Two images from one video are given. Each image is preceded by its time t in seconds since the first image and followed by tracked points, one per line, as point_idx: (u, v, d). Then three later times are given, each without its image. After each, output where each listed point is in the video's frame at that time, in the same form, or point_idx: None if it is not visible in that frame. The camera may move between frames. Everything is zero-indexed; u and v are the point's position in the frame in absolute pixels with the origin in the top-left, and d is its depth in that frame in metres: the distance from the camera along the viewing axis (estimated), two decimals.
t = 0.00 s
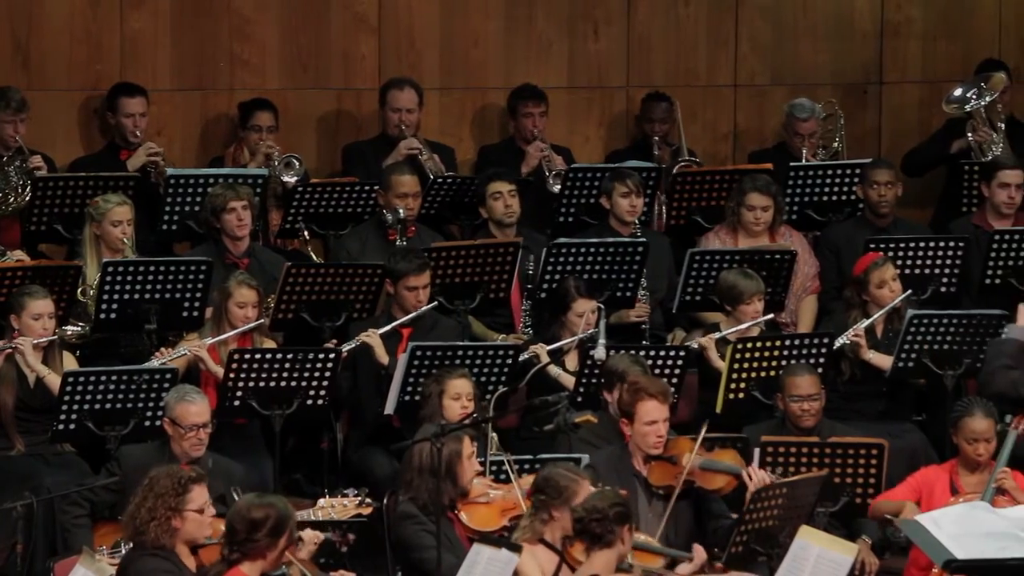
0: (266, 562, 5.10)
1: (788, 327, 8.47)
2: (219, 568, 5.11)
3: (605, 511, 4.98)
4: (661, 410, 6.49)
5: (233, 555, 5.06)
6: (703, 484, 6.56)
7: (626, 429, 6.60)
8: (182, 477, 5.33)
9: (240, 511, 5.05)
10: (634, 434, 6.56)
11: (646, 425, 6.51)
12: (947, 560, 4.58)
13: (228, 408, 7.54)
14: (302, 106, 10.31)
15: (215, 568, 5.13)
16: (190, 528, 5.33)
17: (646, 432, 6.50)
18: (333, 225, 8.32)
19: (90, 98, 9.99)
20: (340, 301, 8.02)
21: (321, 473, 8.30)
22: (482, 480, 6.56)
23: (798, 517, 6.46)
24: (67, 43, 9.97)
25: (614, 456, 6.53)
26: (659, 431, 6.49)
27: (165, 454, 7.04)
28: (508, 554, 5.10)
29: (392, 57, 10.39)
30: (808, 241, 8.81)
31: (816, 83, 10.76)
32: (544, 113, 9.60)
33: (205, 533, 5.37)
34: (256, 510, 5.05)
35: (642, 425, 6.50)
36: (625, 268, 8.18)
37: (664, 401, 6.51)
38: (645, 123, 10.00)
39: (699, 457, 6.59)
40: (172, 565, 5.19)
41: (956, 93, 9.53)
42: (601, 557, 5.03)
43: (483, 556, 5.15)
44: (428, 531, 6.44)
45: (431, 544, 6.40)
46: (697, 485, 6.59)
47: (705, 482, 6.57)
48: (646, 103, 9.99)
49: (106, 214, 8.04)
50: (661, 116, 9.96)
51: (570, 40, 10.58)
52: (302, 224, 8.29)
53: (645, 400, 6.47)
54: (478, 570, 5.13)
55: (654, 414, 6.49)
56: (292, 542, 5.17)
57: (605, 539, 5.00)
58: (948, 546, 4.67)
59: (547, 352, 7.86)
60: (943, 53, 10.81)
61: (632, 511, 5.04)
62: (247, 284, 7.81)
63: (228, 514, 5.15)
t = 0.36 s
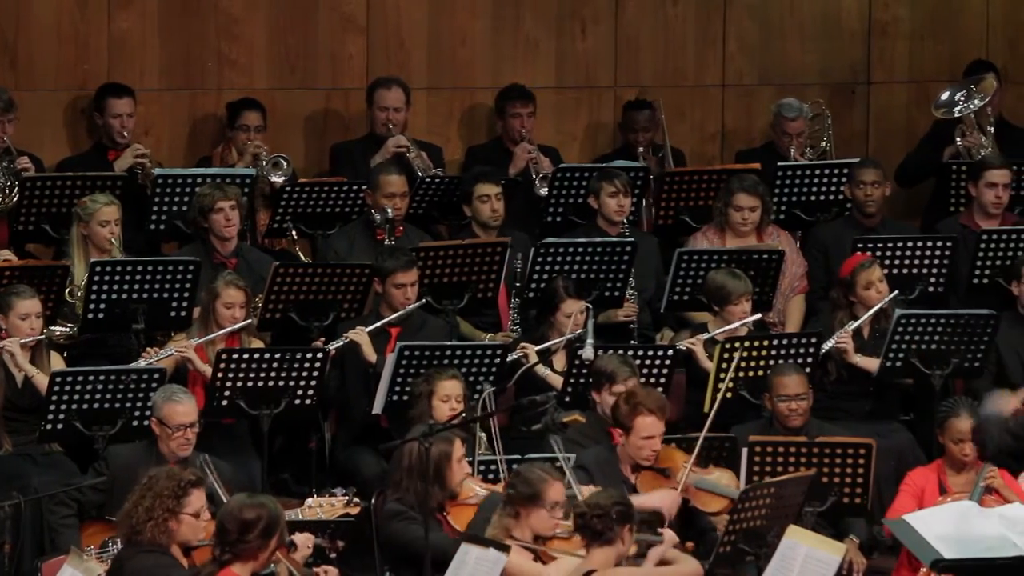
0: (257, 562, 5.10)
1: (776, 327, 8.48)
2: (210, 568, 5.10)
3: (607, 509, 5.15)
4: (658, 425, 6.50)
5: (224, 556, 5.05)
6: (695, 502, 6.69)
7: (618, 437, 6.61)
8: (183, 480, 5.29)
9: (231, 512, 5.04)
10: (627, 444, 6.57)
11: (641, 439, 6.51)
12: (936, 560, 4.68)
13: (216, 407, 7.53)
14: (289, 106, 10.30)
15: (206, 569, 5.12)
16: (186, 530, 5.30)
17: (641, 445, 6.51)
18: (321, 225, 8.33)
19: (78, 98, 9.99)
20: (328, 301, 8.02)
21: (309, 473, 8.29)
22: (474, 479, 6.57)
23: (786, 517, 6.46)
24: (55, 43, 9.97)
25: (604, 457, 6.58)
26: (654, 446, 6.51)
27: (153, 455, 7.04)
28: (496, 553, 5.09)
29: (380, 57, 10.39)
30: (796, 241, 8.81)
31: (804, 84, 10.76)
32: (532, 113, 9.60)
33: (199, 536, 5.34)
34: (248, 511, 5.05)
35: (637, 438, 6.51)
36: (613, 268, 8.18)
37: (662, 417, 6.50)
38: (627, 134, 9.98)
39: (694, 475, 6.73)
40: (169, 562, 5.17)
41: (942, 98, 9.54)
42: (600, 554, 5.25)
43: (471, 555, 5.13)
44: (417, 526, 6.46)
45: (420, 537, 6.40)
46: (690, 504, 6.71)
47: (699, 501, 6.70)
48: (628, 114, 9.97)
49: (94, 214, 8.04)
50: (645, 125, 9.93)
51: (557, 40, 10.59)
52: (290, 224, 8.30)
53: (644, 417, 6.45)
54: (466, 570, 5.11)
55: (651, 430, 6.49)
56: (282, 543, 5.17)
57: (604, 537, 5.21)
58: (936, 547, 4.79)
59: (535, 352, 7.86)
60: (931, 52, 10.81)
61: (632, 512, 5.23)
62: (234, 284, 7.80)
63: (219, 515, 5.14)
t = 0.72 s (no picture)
0: (243, 563, 5.10)
1: (765, 328, 8.49)
2: (198, 569, 5.10)
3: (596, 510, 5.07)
4: (640, 413, 6.47)
5: (212, 557, 5.06)
6: (681, 488, 6.73)
7: (602, 429, 6.56)
8: (162, 481, 5.30)
9: (218, 513, 5.04)
10: (611, 435, 6.53)
11: (624, 427, 6.48)
12: (925, 560, 4.66)
13: (205, 408, 7.53)
14: (279, 107, 10.30)
15: (194, 570, 5.12)
16: (168, 529, 5.30)
17: (625, 433, 6.48)
18: (310, 225, 8.33)
19: (68, 99, 9.98)
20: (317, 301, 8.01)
21: (298, 473, 8.29)
22: (461, 480, 6.59)
23: (775, 517, 6.48)
24: (44, 44, 9.96)
25: (590, 454, 6.58)
26: (637, 434, 6.48)
27: (142, 455, 7.05)
28: (484, 553, 5.10)
29: (369, 58, 10.39)
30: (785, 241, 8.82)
31: (793, 85, 10.77)
32: (522, 114, 9.60)
33: (181, 534, 5.34)
34: (235, 512, 5.05)
35: (620, 427, 6.48)
36: (602, 269, 8.18)
37: (644, 404, 6.49)
38: (625, 130, 9.99)
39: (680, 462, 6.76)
40: (155, 565, 5.17)
41: (932, 97, 9.50)
42: (592, 553, 5.18)
43: (459, 556, 5.15)
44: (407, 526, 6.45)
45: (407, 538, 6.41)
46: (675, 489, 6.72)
47: (683, 486, 6.73)
48: (625, 111, 9.98)
49: (82, 214, 8.04)
50: (641, 123, 9.93)
51: (546, 41, 10.59)
52: (279, 224, 8.30)
53: (625, 404, 6.44)
54: (454, 570, 5.14)
55: (634, 417, 6.47)
56: (269, 544, 5.17)
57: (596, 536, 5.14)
58: (925, 547, 4.75)
59: (524, 352, 7.86)
60: (920, 52, 10.82)
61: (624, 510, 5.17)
62: (223, 284, 7.78)
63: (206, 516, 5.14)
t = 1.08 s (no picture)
0: (230, 562, 5.10)
1: (751, 328, 8.49)
2: (184, 569, 5.10)
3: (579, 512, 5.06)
4: (624, 413, 6.50)
5: (198, 557, 5.06)
6: (664, 491, 6.79)
7: (588, 430, 6.58)
8: (125, 480, 5.43)
9: (204, 512, 5.05)
10: (596, 435, 6.55)
11: (608, 428, 6.51)
12: (911, 559, 4.70)
13: (190, 408, 7.51)
14: (265, 108, 10.30)
15: (180, 569, 5.12)
16: (138, 528, 5.41)
17: (609, 434, 6.50)
18: (296, 225, 8.32)
19: (53, 99, 9.97)
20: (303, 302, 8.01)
21: (284, 473, 8.29)
22: (445, 480, 6.50)
23: (761, 517, 6.47)
24: (29, 44, 9.95)
25: (575, 457, 6.56)
26: (622, 435, 6.50)
27: (127, 455, 7.05)
28: (471, 553, 5.08)
29: (355, 58, 10.38)
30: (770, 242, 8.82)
31: (780, 85, 10.78)
32: (508, 114, 9.59)
33: (152, 532, 5.45)
34: (220, 511, 5.05)
35: (605, 428, 6.50)
36: (588, 269, 8.18)
37: (629, 405, 6.52)
38: (611, 128, 9.99)
39: (663, 464, 6.82)
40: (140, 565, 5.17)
41: (918, 96, 9.50)
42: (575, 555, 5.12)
43: (445, 557, 5.11)
44: (391, 531, 6.47)
45: (393, 543, 6.42)
46: (658, 492, 6.81)
47: (666, 490, 6.80)
48: (612, 110, 9.98)
49: (68, 215, 8.03)
50: (629, 122, 9.93)
51: (532, 41, 10.60)
52: (265, 224, 8.30)
53: (609, 405, 6.46)
54: (440, 571, 5.10)
55: (618, 418, 6.49)
56: (256, 543, 5.17)
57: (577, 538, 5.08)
58: (912, 545, 4.79)
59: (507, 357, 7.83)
60: (906, 52, 10.84)
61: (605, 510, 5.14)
62: (209, 283, 7.74)
63: (193, 515, 5.14)
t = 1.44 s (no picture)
0: (220, 562, 5.10)
1: (737, 328, 8.50)
2: (174, 568, 5.10)
3: (567, 522, 5.03)
4: (604, 409, 6.49)
5: (188, 555, 5.05)
6: (649, 483, 6.72)
7: (571, 429, 6.60)
8: (97, 484, 5.50)
9: (195, 512, 5.04)
10: (579, 433, 6.56)
11: (589, 424, 6.51)
12: (897, 560, 5.27)
13: (176, 408, 7.50)
14: (251, 107, 10.29)
15: (170, 568, 5.11)
16: (114, 531, 5.49)
17: (591, 430, 6.50)
18: (282, 226, 8.34)
19: (39, 99, 9.95)
20: (289, 302, 8.00)
21: (269, 474, 8.28)
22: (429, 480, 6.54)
23: (747, 517, 6.47)
24: (15, 44, 9.93)
25: (561, 455, 6.60)
26: (603, 431, 6.50)
27: (114, 455, 7.07)
28: (458, 553, 5.04)
29: (341, 57, 10.38)
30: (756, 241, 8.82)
31: (765, 85, 10.80)
32: (494, 115, 9.59)
33: (129, 534, 5.54)
34: (211, 510, 5.05)
35: (586, 424, 6.50)
36: (574, 269, 8.17)
37: (609, 400, 6.51)
38: (593, 128, 9.96)
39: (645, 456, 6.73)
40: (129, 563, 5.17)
41: (904, 98, 9.51)
42: (559, 560, 5.11)
43: (432, 556, 5.06)
44: (377, 531, 6.44)
45: (378, 545, 6.41)
46: (645, 484, 6.73)
47: (652, 482, 6.72)
48: (595, 109, 9.96)
49: (53, 215, 8.02)
50: (611, 121, 9.92)
51: (518, 42, 10.61)
52: (251, 225, 8.31)
53: (589, 400, 6.47)
54: (427, 571, 5.05)
55: (599, 414, 6.49)
56: (246, 543, 5.17)
57: (564, 549, 5.06)
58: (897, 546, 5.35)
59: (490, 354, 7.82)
60: (892, 53, 10.85)
61: (592, 521, 5.09)
62: (195, 283, 7.74)
63: (183, 515, 5.14)
